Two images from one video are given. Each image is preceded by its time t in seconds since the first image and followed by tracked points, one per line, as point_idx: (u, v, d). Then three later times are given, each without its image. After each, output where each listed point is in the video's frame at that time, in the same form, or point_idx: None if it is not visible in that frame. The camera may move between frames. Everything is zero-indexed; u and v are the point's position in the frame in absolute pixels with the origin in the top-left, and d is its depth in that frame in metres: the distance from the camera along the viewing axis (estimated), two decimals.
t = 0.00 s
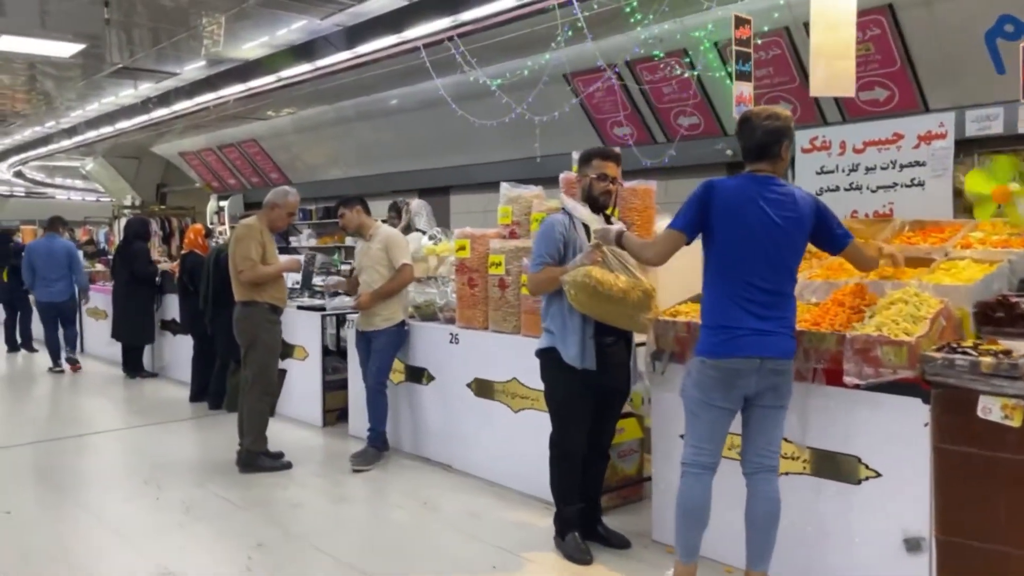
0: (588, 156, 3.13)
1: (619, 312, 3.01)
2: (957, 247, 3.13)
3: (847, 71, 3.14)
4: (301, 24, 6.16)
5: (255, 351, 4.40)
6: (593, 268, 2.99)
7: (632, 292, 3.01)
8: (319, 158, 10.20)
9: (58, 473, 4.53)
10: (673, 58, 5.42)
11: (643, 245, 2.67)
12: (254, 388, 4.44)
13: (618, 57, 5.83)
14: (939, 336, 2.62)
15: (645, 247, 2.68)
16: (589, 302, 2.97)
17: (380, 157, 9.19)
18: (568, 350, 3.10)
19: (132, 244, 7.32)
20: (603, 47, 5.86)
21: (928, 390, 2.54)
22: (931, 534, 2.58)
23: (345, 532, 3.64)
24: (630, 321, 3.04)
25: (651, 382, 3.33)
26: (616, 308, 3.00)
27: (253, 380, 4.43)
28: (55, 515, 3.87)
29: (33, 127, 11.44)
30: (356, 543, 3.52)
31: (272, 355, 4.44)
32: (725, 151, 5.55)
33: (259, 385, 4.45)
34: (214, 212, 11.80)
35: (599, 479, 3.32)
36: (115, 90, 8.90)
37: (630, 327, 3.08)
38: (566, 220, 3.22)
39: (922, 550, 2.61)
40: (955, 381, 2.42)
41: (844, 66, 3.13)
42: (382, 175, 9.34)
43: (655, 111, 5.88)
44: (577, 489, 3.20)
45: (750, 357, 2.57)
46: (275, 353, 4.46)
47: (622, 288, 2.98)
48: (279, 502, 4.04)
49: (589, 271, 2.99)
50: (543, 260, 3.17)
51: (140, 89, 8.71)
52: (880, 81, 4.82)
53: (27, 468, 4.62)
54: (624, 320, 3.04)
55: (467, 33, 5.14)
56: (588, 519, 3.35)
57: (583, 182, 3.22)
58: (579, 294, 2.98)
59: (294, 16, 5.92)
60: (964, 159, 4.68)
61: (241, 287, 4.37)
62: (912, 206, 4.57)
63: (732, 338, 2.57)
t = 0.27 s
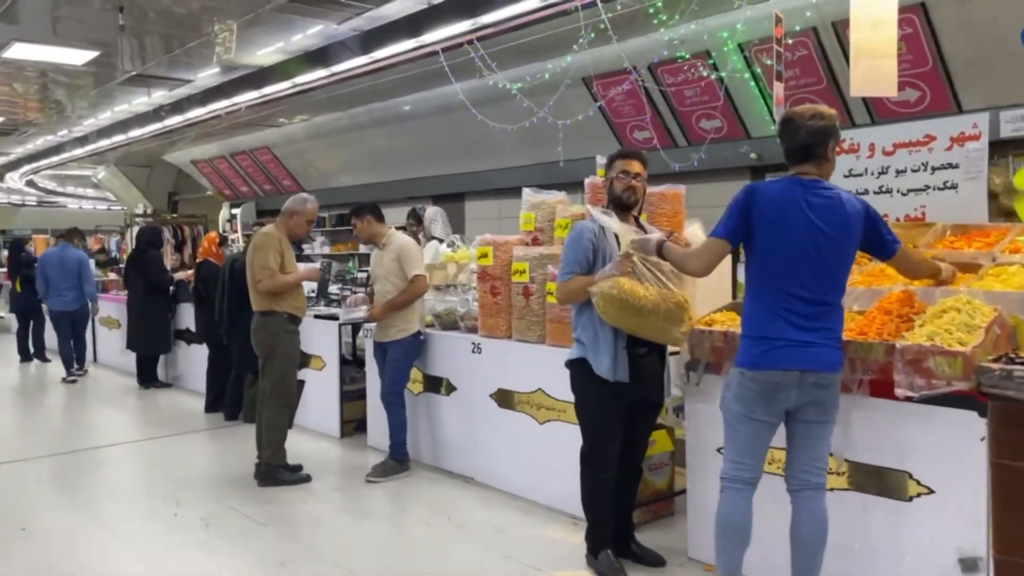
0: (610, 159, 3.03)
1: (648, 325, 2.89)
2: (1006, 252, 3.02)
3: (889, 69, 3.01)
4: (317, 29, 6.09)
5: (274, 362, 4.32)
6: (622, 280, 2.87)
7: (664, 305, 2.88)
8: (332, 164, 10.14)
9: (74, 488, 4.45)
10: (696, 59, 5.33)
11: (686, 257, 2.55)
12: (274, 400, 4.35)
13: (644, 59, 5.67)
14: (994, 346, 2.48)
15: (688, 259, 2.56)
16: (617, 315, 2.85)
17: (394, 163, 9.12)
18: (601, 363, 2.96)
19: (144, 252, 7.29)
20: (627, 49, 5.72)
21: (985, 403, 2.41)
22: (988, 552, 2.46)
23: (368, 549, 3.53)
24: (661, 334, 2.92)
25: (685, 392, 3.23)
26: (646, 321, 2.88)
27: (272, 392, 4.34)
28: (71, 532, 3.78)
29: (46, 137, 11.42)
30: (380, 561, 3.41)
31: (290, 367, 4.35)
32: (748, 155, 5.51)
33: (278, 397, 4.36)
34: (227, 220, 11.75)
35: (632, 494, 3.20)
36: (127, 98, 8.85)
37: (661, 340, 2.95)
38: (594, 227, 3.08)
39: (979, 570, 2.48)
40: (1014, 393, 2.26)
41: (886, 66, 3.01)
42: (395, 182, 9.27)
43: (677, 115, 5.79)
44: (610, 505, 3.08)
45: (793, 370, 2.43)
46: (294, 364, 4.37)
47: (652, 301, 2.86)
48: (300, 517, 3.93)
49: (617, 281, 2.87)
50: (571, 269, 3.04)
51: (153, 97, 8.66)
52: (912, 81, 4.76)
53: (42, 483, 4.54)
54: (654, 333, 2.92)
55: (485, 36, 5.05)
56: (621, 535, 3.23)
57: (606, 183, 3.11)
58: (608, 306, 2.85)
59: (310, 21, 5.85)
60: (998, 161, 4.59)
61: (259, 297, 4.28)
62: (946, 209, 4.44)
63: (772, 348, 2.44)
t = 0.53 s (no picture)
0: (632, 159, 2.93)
1: (674, 336, 2.69)
2: None
3: (927, 65, 2.89)
4: (330, 31, 6.00)
5: (288, 370, 4.22)
6: (647, 288, 2.68)
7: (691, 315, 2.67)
8: (342, 169, 10.06)
9: (85, 499, 4.35)
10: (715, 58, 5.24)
11: (724, 259, 2.44)
12: (290, 410, 4.25)
13: (667, 58, 5.63)
14: None
15: (727, 262, 2.44)
16: (641, 325, 2.67)
17: (406, 167, 9.04)
18: (625, 372, 2.83)
19: (155, 258, 7.19)
20: (650, 48, 5.68)
21: None
22: None
23: (387, 563, 3.43)
24: (690, 345, 2.72)
25: (717, 401, 3.11)
26: (672, 332, 2.68)
27: (287, 401, 4.24)
28: (82, 545, 3.69)
29: (55, 143, 11.38)
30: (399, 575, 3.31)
31: (305, 376, 4.25)
32: (770, 156, 5.47)
33: (293, 406, 4.26)
34: (237, 225, 11.69)
35: (659, 509, 3.06)
36: (137, 103, 8.79)
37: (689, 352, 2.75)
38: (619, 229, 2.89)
39: None
40: None
41: (925, 62, 2.90)
42: (407, 185, 9.18)
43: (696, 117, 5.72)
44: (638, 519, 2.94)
45: (838, 380, 2.31)
46: (309, 373, 4.28)
47: (677, 312, 2.66)
48: (316, 529, 3.83)
49: (642, 289, 2.69)
50: (595, 275, 2.88)
51: (163, 101, 8.60)
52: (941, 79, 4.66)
53: (53, 494, 4.45)
54: (681, 345, 2.72)
55: (502, 35, 4.96)
56: (650, 549, 3.09)
57: (629, 184, 3.00)
58: (632, 316, 2.68)
59: (323, 23, 5.76)
60: None
61: (274, 305, 4.19)
62: (978, 211, 4.32)
63: (816, 357, 2.32)
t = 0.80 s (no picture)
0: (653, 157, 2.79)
1: (703, 345, 2.60)
2: None
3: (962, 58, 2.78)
4: (339, 30, 5.92)
5: (299, 375, 4.12)
6: (678, 294, 2.58)
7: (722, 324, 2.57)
8: (351, 171, 9.98)
9: (90, 508, 4.25)
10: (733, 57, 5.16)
11: (761, 262, 2.30)
12: (301, 416, 4.16)
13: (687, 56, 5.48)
14: None
15: (764, 268, 2.30)
16: (670, 333, 2.57)
17: (415, 169, 8.95)
18: (650, 380, 2.72)
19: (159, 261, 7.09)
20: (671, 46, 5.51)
21: None
22: None
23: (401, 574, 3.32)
24: (720, 353, 2.62)
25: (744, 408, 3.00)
26: (701, 341, 2.59)
27: (297, 407, 4.14)
28: (88, 555, 3.59)
29: (63, 146, 11.33)
30: None
31: (316, 381, 4.16)
32: (789, 156, 5.40)
33: (304, 412, 4.16)
34: (245, 229, 11.62)
35: (683, 519, 2.95)
36: (144, 105, 8.73)
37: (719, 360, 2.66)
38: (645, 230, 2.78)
39: None
40: None
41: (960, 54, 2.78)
42: (416, 188, 9.10)
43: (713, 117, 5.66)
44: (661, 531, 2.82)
45: (878, 387, 2.19)
46: (319, 377, 4.18)
47: (707, 321, 2.56)
48: (327, 539, 3.73)
49: (671, 295, 2.58)
50: (621, 278, 2.76)
51: (171, 103, 8.53)
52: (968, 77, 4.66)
53: (58, 501, 4.36)
54: (711, 354, 2.62)
55: (516, 33, 4.86)
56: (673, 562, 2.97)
57: (652, 184, 2.87)
58: (660, 323, 2.58)
59: (332, 22, 5.66)
60: None
61: (286, 306, 4.09)
62: (1006, 211, 4.20)
63: (856, 363, 2.19)
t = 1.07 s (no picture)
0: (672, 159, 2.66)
1: (733, 354, 2.47)
2: None
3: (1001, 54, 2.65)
4: (346, 29, 5.80)
5: (304, 382, 4.00)
6: (705, 299, 2.46)
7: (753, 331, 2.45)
8: (356, 173, 9.87)
9: (87, 519, 4.12)
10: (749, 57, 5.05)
11: (785, 283, 2.09)
12: (305, 425, 4.03)
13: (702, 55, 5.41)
14: None
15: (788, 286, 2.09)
16: (698, 339, 2.43)
17: (420, 171, 8.84)
18: (673, 390, 2.60)
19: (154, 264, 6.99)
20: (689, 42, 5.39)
21: None
22: None
23: None
24: (749, 364, 2.49)
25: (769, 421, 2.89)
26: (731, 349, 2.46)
27: (302, 416, 4.02)
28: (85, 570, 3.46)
29: (65, 148, 11.24)
30: None
31: (321, 388, 4.03)
32: (806, 159, 5.24)
33: (308, 421, 4.03)
34: (249, 232, 11.52)
35: (706, 538, 2.80)
36: (147, 106, 8.62)
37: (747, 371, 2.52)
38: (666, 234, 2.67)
39: None
40: None
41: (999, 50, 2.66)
42: (422, 190, 8.98)
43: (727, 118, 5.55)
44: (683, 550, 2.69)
45: (903, 406, 1.98)
46: (325, 384, 4.05)
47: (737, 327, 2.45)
48: (331, 554, 3.59)
49: (698, 301, 2.46)
50: (642, 284, 2.63)
51: (174, 104, 8.42)
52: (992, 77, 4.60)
53: (56, 512, 4.23)
54: (740, 363, 2.49)
55: (527, 31, 4.74)
56: None
57: (671, 187, 2.72)
58: (687, 330, 2.44)
59: (338, 20, 5.55)
60: None
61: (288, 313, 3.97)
62: None
63: (880, 379, 1.98)
